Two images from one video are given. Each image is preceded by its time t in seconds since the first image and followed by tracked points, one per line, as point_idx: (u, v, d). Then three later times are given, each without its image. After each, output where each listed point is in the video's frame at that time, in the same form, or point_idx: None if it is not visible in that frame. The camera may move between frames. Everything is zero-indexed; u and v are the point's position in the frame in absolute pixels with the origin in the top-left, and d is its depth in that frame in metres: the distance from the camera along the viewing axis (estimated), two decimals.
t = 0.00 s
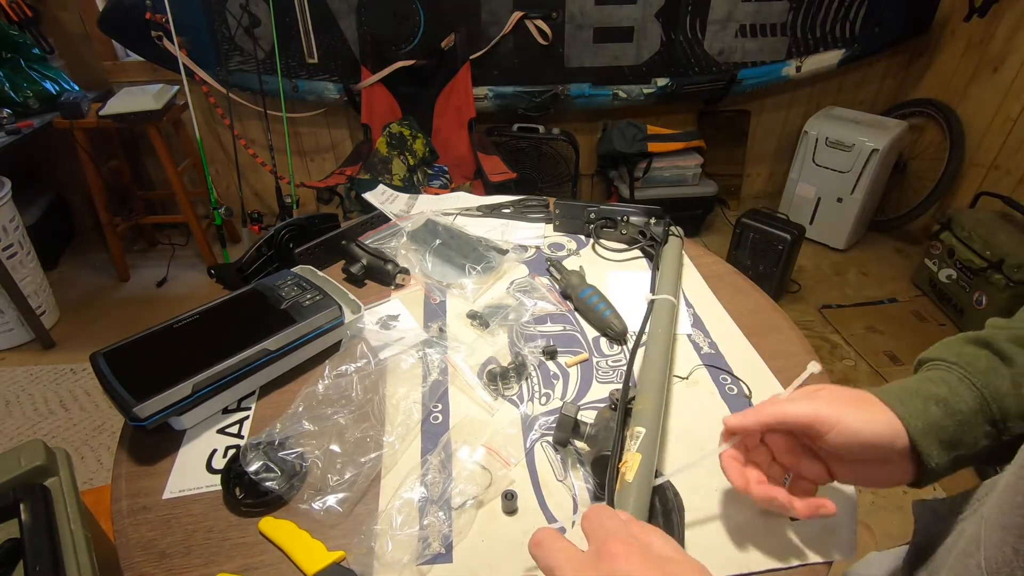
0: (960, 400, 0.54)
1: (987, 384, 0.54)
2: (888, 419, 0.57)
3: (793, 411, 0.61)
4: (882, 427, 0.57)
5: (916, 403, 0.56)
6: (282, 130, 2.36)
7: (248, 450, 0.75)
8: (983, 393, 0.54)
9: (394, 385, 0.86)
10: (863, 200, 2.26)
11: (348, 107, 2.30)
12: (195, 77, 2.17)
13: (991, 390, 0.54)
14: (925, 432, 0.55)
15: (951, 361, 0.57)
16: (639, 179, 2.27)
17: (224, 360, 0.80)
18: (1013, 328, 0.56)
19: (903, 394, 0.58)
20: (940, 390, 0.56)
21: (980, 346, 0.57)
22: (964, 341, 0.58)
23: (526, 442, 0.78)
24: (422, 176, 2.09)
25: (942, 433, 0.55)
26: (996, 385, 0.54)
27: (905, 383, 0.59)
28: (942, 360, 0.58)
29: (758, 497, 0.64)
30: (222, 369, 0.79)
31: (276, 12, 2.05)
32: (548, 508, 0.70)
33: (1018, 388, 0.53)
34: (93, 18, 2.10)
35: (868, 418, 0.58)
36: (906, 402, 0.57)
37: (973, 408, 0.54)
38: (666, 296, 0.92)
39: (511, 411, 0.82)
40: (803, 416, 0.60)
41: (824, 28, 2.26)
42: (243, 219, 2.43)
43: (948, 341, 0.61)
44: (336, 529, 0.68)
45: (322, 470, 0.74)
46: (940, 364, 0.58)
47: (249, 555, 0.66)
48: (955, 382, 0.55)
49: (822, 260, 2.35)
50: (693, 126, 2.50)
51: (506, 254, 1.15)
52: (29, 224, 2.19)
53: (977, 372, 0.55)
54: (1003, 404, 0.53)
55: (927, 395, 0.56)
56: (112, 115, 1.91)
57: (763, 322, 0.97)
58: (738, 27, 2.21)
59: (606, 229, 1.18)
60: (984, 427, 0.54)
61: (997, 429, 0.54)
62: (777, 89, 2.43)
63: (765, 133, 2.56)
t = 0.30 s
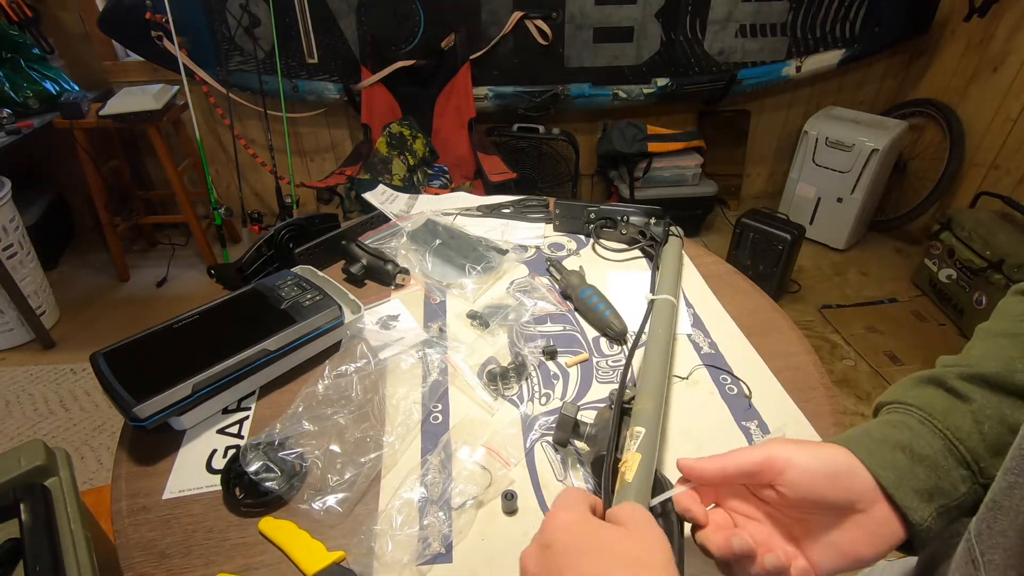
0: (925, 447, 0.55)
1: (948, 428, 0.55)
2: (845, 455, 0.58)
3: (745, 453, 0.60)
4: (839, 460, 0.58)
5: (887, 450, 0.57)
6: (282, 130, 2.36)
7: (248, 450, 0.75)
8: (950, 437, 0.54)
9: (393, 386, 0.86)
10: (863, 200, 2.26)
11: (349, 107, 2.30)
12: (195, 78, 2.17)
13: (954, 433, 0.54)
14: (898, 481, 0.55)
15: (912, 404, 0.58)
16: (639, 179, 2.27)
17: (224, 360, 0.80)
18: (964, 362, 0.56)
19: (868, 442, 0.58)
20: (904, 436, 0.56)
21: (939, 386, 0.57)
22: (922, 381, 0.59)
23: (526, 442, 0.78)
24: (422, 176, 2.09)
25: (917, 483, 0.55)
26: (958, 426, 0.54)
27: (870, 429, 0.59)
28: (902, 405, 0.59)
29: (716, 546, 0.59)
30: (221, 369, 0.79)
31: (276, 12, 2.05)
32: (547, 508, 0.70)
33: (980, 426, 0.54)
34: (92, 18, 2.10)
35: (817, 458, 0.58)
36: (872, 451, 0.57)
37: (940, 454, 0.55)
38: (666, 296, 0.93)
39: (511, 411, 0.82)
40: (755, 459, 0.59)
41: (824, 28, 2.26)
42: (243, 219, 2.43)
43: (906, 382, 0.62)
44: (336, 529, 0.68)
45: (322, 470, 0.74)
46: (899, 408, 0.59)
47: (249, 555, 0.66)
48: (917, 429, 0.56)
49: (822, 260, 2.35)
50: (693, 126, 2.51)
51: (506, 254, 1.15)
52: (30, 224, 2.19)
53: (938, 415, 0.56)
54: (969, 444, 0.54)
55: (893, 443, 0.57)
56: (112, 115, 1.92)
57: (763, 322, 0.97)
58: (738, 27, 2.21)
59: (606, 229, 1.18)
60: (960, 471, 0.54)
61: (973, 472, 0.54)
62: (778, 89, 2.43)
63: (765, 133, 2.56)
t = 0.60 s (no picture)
0: (945, 454, 0.54)
1: (968, 433, 0.54)
2: (864, 467, 0.55)
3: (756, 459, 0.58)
4: (856, 478, 0.55)
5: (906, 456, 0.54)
6: (282, 130, 2.36)
7: (248, 451, 0.75)
8: (969, 443, 0.54)
9: (394, 385, 0.86)
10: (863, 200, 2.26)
11: (349, 107, 2.30)
12: (195, 77, 2.17)
13: (974, 440, 0.54)
14: (918, 491, 0.53)
15: (926, 407, 0.57)
16: (639, 179, 2.27)
17: (223, 360, 0.80)
18: (975, 362, 0.56)
19: (885, 449, 0.56)
20: (925, 443, 0.55)
21: (956, 389, 0.56)
22: (933, 382, 0.59)
23: (526, 442, 0.78)
24: (422, 176, 2.09)
25: (935, 492, 0.53)
26: (977, 432, 0.54)
27: (884, 433, 0.57)
28: (916, 407, 0.58)
29: None
30: (221, 369, 0.79)
31: (276, 12, 2.05)
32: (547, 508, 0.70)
33: (997, 433, 0.53)
34: (92, 18, 2.10)
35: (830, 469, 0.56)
36: (892, 459, 0.55)
37: (959, 461, 0.53)
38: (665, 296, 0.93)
39: (511, 411, 0.82)
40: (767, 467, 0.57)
41: (824, 28, 2.26)
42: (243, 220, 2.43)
43: (906, 384, 0.61)
44: (336, 529, 0.68)
45: (322, 470, 0.74)
46: (913, 411, 0.58)
47: (249, 555, 0.66)
48: (938, 435, 0.54)
49: (822, 260, 2.35)
50: (693, 126, 2.51)
51: (506, 254, 1.15)
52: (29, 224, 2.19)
53: (958, 420, 0.54)
54: (987, 451, 0.53)
55: (912, 450, 0.55)
56: (112, 115, 1.92)
57: (762, 321, 0.97)
58: (738, 27, 2.21)
59: (606, 229, 1.18)
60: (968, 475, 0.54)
61: (981, 480, 0.54)
62: (778, 88, 2.43)
63: (765, 133, 2.56)
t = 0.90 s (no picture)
0: (927, 459, 0.51)
1: (953, 438, 0.51)
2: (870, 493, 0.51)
3: (768, 483, 0.52)
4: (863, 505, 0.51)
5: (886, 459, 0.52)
6: (282, 130, 2.36)
7: (248, 450, 0.75)
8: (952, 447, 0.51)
9: (394, 385, 0.86)
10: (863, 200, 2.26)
11: (349, 107, 2.30)
12: (195, 77, 2.17)
13: (958, 446, 0.51)
14: (898, 496, 0.51)
15: (911, 410, 0.54)
16: (639, 179, 2.27)
17: (223, 360, 0.80)
18: (966, 367, 0.53)
19: (868, 451, 0.53)
20: (908, 447, 0.52)
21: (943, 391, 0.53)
22: (918, 383, 0.55)
23: (526, 442, 0.78)
24: (422, 176, 2.09)
25: (914, 496, 0.51)
26: (962, 441, 0.51)
27: (866, 434, 0.54)
28: (901, 409, 0.54)
29: None
30: (221, 369, 0.79)
31: (276, 12, 2.05)
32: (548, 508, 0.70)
33: (982, 439, 0.51)
34: (92, 18, 2.10)
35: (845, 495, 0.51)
36: (875, 462, 0.52)
37: (940, 467, 0.51)
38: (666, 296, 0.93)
39: (511, 410, 0.82)
40: (771, 500, 0.52)
41: (824, 28, 2.27)
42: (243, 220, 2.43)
43: (895, 383, 0.58)
44: (336, 529, 0.68)
45: (322, 469, 0.74)
46: (897, 413, 0.55)
47: (248, 555, 0.66)
48: (921, 439, 0.52)
49: (822, 260, 2.35)
50: (693, 126, 2.51)
51: (506, 253, 1.15)
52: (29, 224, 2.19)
53: (944, 427, 0.51)
54: (971, 459, 0.51)
55: (896, 455, 0.52)
56: (112, 115, 1.91)
57: (762, 321, 0.97)
58: (738, 27, 2.21)
59: (606, 228, 1.18)
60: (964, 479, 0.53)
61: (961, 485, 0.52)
62: (778, 88, 2.43)
63: (765, 133, 2.56)
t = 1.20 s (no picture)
0: (905, 430, 0.47)
1: (933, 411, 0.47)
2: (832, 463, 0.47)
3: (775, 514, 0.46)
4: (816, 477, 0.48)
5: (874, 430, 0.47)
6: (282, 130, 2.36)
7: (248, 451, 0.75)
8: (930, 419, 0.47)
9: (394, 386, 0.86)
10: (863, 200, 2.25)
11: (349, 107, 2.30)
12: (195, 77, 2.17)
13: (938, 419, 0.47)
14: (873, 463, 0.47)
15: (902, 377, 0.49)
16: (639, 179, 2.27)
17: (224, 361, 0.80)
18: (960, 339, 0.49)
19: (851, 414, 0.48)
20: (890, 414, 0.47)
21: (929, 359, 0.49)
22: (904, 346, 0.51)
23: (526, 442, 0.78)
24: (423, 176, 2.09)
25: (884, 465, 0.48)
26: (944, 417, 0.47)
27: (847, 396, 0.49)
28: (887, 372, 0.50)
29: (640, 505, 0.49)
30: (222, 369, 0.79)
31: (276, 12, 2.05)
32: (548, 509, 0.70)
33: (958, 415, 0.48)
34: (92, 17, 2.10)
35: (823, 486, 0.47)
36: (857, 426, 0.47)
37: (915, 439, 0.47)
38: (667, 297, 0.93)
39: (511, 411, 0.82)
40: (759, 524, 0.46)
41: (824, 28, 2.26)
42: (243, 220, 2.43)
43: (883, 344, 0.53)
44: (336, 529, 0.68)
45: (322, 470, 0.74)
46: (879, 375, 0.50)
47: (249, 555, 0.66)
48: (905, 409, 0.47)
49: (822, 260, 2.35)
50: (693, 126, 2.51)
51: (507, 254, 1.15)
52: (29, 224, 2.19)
53: (933, 400, 0.47)
54: (945, 431, 0.48)
55: (878, 421, 0.47)
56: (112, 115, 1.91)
57: (762, 322, 0.97)
58: (738, 27, 2.21)
59: (606, 229, 1.18)
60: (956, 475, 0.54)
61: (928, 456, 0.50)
62: (777, 88, 2.43)
63: (765, 133, 2.56)
